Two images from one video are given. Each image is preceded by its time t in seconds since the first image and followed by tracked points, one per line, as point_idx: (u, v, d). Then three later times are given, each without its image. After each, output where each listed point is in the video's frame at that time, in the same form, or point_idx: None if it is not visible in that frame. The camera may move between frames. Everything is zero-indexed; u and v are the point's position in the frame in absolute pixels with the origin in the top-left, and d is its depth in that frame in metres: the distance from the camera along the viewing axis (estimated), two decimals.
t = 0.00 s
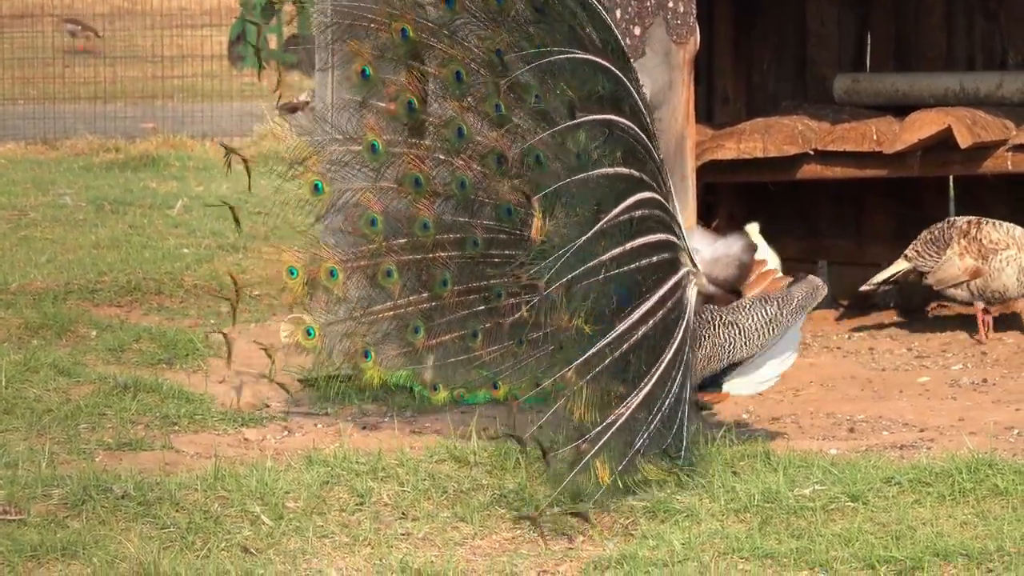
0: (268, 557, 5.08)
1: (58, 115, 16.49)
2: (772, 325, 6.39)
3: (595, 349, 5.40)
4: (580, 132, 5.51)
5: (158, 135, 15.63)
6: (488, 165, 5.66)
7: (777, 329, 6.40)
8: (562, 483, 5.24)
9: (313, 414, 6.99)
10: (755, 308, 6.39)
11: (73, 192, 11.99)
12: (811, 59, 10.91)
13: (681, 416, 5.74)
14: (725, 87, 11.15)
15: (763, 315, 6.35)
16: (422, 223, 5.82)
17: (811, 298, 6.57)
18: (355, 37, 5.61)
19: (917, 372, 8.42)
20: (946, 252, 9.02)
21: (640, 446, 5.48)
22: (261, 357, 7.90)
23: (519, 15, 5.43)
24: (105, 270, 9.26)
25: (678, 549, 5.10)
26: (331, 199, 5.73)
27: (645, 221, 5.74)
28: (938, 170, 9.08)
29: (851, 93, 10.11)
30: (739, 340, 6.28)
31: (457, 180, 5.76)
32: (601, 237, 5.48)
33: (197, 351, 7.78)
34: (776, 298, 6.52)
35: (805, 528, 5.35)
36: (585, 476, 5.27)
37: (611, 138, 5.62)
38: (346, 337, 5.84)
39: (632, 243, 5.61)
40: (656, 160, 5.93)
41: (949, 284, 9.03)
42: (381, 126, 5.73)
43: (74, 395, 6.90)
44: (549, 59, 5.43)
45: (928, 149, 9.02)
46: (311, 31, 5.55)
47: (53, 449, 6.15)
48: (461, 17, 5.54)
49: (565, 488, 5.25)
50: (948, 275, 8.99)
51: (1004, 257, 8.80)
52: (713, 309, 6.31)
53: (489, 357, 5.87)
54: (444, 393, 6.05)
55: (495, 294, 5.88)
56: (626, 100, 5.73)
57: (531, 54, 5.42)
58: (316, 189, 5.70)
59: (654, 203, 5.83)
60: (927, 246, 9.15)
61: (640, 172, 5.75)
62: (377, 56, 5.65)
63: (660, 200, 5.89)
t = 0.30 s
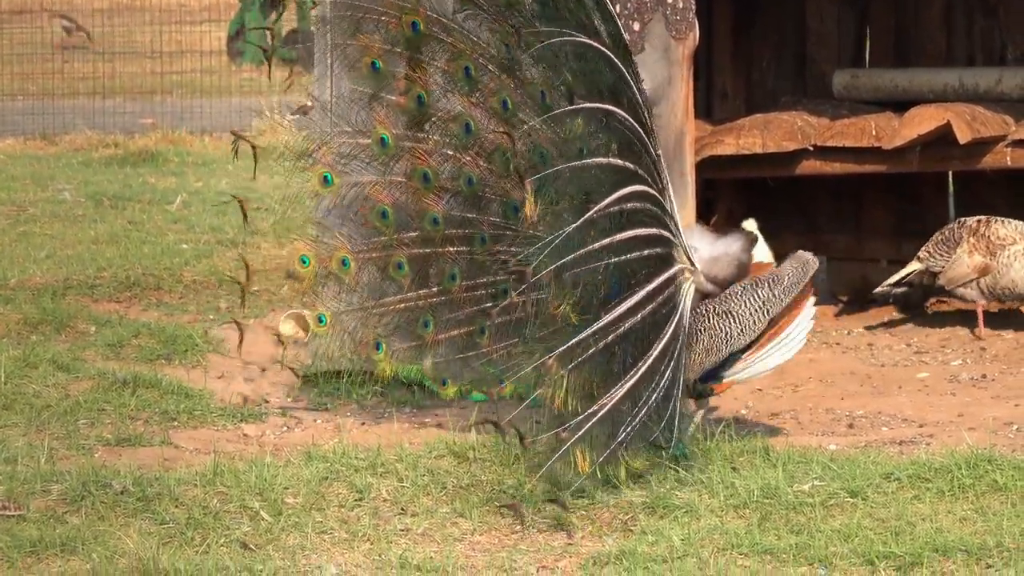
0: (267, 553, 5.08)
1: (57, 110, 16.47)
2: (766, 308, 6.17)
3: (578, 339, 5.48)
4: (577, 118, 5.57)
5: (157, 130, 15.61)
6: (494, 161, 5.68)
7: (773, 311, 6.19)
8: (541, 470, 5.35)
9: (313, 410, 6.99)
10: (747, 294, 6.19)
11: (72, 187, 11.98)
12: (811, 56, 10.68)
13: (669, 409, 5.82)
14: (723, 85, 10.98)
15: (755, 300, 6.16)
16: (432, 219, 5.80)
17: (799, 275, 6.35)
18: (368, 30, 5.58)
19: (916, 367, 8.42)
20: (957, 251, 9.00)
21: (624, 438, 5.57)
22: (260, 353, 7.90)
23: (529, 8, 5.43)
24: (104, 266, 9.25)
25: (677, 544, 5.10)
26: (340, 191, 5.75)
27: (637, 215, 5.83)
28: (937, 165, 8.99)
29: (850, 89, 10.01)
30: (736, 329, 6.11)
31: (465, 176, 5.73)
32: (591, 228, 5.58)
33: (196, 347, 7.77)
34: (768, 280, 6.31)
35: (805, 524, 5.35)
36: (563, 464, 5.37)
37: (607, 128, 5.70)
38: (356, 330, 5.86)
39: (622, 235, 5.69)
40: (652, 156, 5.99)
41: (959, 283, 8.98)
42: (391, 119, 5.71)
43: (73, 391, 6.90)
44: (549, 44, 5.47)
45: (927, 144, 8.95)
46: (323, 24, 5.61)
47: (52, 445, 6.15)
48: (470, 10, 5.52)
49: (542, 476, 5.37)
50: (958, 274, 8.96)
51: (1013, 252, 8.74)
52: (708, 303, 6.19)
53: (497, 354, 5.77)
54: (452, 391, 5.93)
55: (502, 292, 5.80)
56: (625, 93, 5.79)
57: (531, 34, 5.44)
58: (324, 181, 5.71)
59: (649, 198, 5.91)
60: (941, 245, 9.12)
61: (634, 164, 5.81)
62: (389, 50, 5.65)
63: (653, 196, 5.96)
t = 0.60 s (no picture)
0: (266, 551, 5.08)
1: (57, 107, 16.46)
2: (769, 315, 6.09)
3: (566, 332, 5.51)
4: (565, 112, 5.57)
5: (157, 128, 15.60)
6: (508, 157, 5.60)
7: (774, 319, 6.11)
8: (523, 464, 5.40)
9: (312, 407, 6.99)
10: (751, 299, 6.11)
11: (72, 185, 11.98)
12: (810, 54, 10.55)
13: (661, 404, 5.77)
14: (722, 82, 10.79)
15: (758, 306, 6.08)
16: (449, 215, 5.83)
17: (810, 291, 6.21)
18: (394, 25, 5.76)
19: (915, 365, 8.42)
20: (990, 245, 8.76)
21: (611, 433, 5.55)
22: (259, 350, 7.90)
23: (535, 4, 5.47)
24: (103, 263, 9.25)
25: (676, 542, 5.10)
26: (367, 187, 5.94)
27: (626, 209, 5.78)
28: (935, 163, 8.95)
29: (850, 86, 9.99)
30: (734, 330, 6.05)
31: (480, 172, 5.68)
32: (580, 221, 5.60)
33: (195, 344, 7.76)
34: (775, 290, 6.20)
35: (804, 521, 5.35)
36: (545, 457, 5.37)
37: (595, 122, 5.66)
38: (379, 324, 5.93)
39: (613, 228, 5.67)
40: (644, 151, 5.89)
41: (986, 278, 8.78)
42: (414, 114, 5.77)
43: (73, 388, 6.90)
44: (523, 37, 5.48)
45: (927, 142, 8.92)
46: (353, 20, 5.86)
47: (51, 442, 6.15)
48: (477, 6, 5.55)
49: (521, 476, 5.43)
50: (986, 268, 8.75)
51: None
52: (709, 302, 6.11)
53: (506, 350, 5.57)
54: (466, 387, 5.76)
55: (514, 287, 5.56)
56: (614, 89, 5.72)
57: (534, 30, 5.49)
58: (353, 176, 5.93)
59: (638, 192, 5.84)
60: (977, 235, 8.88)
61: (626, 160, 5.78)
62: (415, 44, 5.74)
63: (643, 188, 5.86)
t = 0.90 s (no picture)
0: (265, 550, 5.07)
1: (56, 107, 16.45)
2: (764, 309, 6.07)
3: (549, 335, 5.48)
4: (541, 116, 5.62)
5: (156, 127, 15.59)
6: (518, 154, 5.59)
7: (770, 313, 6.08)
8: (505, 466, 5.36)
9: (311, 406, 6.99)
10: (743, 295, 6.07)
11: (71, 185, 11.97)
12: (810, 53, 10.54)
13: (648, 405, 5.76)
14: (722, 82, 10.75)
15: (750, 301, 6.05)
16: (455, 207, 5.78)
17: (797, 277, 6.18)
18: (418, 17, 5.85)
19: (915, 364, 8.42)
20: (1006, 245, 8.69)
21: (596, 434, 5.54)
22: (258, 350, 7.90)
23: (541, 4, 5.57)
24: (103, 263, 9.24)
25: (676, 541, 5.10)
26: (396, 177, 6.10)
27: (611, 210, 5.73)
28: (934, 163, 8.95)
29: (849, 86, 9.98)
30: (732, 330, 6.03)
31: (493, 168, 5.57)
32: (562, 222, 5.58)
33: (194, 344, 7.76)
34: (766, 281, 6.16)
35: (803, 521, 5.35)
36: (529, 458, 5.35)
37: (576, 125, 5.70)
38: (402, 319, 5.97)
39: (596, 229, 5.65)
40: (632, 150, 5.81)
41: (1000, 276, 8.72)
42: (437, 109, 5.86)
43: (72, 388, 6.90)
44: (528, 38, 5.56)
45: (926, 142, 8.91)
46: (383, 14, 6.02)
47: (51, 442, 6.15)
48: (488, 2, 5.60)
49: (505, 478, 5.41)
50: (1002, 266, 8.68)
51: None
52: (706, 300, 6.09)
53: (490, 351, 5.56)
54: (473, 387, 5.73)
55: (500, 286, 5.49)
56: (597, 92, 5.72)
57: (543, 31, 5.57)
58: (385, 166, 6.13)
59: (624, 193, 5.77)
60: (988, 238, 8.80)
61: (615, 161, 5.75)
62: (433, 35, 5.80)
63: (631, 190, 5.81)
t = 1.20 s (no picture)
0: (262, 550, 5.07)
1: (54, 106, 16.44)
2: (761, 312, 6.06)
3: (526, 335, 5.47)
4: (518, 116, 5.60)
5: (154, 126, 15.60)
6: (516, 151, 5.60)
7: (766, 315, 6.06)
8: (484, 467, 5.33)
9: (309, 405, 6.99)
10: (740, 296, 6.07)
11: (68, 184, 11.96)
12: (808, 53, 10.53)
13: (639, 404, 5.76)
14: (720, 81, 10.77)
15: (746, 302, 6.05)
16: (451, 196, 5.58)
17: (799, 285, 6.15)
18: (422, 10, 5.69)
19: (912, 364, 8.42)
20: (1007, 248, 8.63)
21: (580, 435, 5.55)
22: (255, 349, 7.89)
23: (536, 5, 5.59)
24: (100, 262, 9.24)
25: (673, 541, 5.10)
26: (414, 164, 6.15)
27: (594, 210, 5.74)
28: (932, 163, 8.95)
29: (846, 85, 9.98)
30: (726, 329, 6.02)
31: (471, 156, 5.54)
32: (537, 222, 5.59)
33: (191, 344, 7.76)
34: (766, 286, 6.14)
35: (801, 521, 5.35)
36: (509, 459, 5.33)
37: (558, 126, 5.71)
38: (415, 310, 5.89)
39: (576, 229, 5.66)
40: (621, 150, 5.83)
41: (1005, 279, 8.60)
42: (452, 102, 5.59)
43: (70, 387, 6.90)
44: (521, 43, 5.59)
45: (923, 142, 8.91)
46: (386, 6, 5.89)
47: (48, 441, 6.15)
48: None
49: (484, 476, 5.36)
50: (1006, 269, 8.57)
51: None
52: (703, 299, 6.10)
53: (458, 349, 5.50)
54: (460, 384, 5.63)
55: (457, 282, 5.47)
56: (581, 93, 5.76)
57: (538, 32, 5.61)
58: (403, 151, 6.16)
59: (608, 193, 5.78)
60: (990, 242, 8.77)
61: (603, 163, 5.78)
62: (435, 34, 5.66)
63: (619, 190, 5.81)
